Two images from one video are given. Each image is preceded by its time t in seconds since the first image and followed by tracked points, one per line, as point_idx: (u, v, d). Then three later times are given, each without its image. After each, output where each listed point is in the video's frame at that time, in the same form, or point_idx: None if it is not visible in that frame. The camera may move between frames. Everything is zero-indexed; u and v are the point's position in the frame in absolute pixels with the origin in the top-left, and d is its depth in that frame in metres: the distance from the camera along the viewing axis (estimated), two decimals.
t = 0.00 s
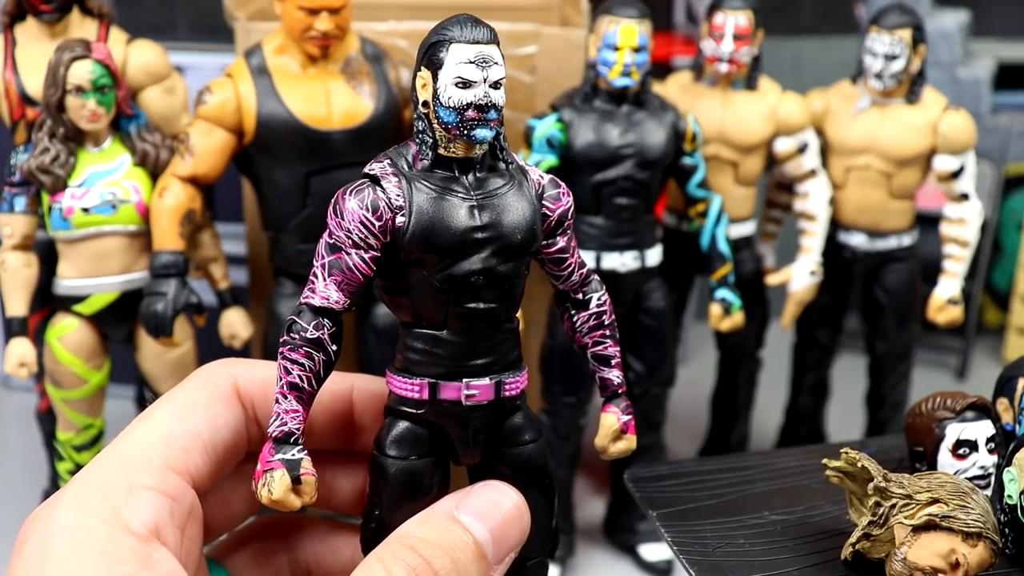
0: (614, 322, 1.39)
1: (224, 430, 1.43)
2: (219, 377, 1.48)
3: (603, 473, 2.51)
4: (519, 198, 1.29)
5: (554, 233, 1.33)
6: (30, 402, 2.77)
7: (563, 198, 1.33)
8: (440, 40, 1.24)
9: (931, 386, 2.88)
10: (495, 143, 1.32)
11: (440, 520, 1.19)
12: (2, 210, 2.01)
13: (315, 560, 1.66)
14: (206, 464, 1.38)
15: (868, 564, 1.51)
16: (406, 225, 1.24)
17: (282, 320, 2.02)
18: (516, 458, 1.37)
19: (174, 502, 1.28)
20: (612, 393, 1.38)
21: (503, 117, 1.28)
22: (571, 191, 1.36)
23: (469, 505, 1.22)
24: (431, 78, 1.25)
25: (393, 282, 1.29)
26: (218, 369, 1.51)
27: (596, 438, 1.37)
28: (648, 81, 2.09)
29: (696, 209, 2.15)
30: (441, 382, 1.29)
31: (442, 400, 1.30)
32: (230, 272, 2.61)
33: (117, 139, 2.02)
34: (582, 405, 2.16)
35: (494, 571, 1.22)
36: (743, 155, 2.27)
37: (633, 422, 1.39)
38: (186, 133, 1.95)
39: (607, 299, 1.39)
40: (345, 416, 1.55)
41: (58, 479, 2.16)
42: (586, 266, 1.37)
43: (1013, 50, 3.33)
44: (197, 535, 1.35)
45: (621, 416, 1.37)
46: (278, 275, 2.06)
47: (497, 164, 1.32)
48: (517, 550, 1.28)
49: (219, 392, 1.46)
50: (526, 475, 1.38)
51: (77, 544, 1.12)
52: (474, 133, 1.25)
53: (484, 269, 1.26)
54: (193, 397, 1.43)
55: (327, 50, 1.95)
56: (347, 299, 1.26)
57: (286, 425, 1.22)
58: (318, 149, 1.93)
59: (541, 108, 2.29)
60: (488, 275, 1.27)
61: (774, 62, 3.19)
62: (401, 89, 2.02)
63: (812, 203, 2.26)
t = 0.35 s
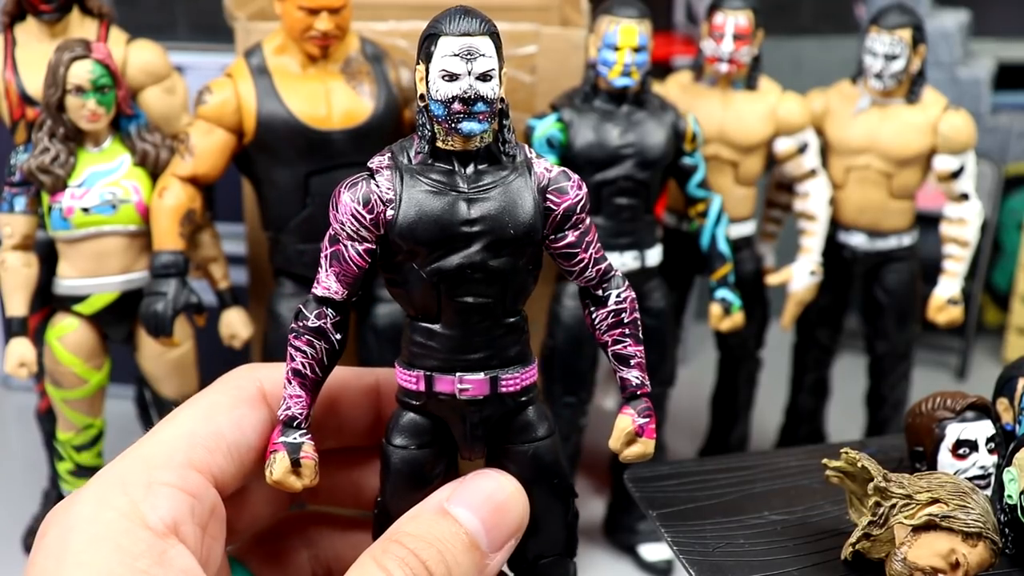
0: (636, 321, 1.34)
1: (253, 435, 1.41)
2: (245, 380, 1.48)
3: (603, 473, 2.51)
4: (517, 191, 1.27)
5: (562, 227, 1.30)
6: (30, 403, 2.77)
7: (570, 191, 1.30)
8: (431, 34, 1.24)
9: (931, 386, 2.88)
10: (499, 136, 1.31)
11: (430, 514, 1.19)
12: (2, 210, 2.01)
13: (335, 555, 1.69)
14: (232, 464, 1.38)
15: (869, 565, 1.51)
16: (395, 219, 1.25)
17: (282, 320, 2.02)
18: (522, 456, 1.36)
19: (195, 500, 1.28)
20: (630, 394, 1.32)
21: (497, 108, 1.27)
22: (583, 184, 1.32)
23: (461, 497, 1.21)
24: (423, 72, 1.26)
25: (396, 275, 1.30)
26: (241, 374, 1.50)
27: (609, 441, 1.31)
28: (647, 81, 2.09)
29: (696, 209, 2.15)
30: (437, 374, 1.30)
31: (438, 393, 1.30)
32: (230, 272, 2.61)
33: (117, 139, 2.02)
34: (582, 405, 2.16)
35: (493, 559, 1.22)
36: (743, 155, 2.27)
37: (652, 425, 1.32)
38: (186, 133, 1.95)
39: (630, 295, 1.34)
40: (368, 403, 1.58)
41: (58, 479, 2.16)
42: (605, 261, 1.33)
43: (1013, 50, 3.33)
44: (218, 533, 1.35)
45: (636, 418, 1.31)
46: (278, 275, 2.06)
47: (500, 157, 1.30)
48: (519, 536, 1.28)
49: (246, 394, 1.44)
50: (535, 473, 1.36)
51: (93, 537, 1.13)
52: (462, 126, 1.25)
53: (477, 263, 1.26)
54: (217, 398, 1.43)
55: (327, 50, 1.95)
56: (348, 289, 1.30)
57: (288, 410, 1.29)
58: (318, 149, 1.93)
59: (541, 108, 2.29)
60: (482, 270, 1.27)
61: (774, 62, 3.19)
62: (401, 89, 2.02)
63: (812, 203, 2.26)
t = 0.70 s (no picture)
0: (650, 336, 1.31)
1: (264, 441, 1.41)
2: (258, 388, 1.47)
3: (602, 473, 2.51)
4: (526, 202, 1.26)
5: (574, 240, 1.28)
6: (30, 402, 2.77)
7: (583, 203, 1.27)
8: (442, 42, 1.25)
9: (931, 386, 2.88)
10: (512, 145, 1.30)
11: (431, 526, 1.19)
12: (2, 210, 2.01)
13: (343, 561, 1.69)
14: (243, 472, 1.38)
15: (869, 564, 1.51)
16: (402, 227, 1.26)
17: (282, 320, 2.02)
18: (528, 468, 1.35)
19: (203, 505, 1.29)
20: (641, 410, 1.30)
21: (507, 117, 1.27)
22: (599, 196, 1.29)
23: (464, 509, 1.21)
24: (434, 80, 1.27)
25: (406, 283, 1.31)
26: (254, 382, 1.50)
27: (618, 457, 1.29)
28: (648, 81, 2.08)
29: (696, 209, 2.15)
30: (442, 384, 1.30)
31: (443, 403, 1.31)
32: (230, 272, 2.61)
33: (117, 139, 2.02)
34: (582, 405, 2.16)
35: (496, 570, 1.22)
36: (743, 155, 2.27)
37: (663, 443, 1.29)
38: (185, 133, 1.95)
39: (644, 309, 1.31)
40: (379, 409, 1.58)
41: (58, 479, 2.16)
42: (619, 274, 1.30)
43: (1013, 50, 3.33)
44: (229, 539, 1.35)
45: (646, 435, 1.28)
46: (278, 275, 2.06)
47: (512, 167, 1.29)
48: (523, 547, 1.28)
49: (258, 401, 1.44)
50: (541, 485, 1.35)
51: (102, 540, 1.14)
52: (469, 136, 1.25)
53: (483, 274, 1.26)
54: (230, 405, 1.42)
55: (327, 50, 1.95)
56: (357, 296, 1.32)
57: (298, 414, 1.32)
58: (318, 149, 1.93)
59: (541, 108, 2.29)
60: (489, 280, 1.26)
61: (774, 62, 3.19)
62: (401, 89, 2.02)
63: (812, 203, 2.26)
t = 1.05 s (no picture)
0: (644, 337, 1.31)
1: (264, 444, 1.41)
2: (259, 390, 1.47)
3: (602, 473, 2.51)
4: (517, 205, 1.26)
5: (565, 242, 1.28)
6: (30, 403, 2.77)
7: (574, 205, 1.27)
8: (431, 47, 1.26)
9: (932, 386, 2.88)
10: (503, 148, 1.30)
11: (425, 529, 1.19)
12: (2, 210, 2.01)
13: (345, 563, 1.70)
14: (242, 473, 1.38)
15: (868, 565, 1.51)
16: (394, 231, 1.26)
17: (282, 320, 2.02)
18: (523, 471, 1.35)
19: (203, 506, 1.29)
20: (636, 412, 1.30)
21: (496, 121, 1.27)
22: (591, 198, 1.29)
23: (458, 511, 1.21)
24: (424, 86, 1.27)
25: (399, 286, 1.31)
26: (257, 385, 1.49)
27: (613, 460, 1.28)
28: (647, 82, 2.09)
29: (695, 209, 2.15)
30: (435, 387, 1.31)
31: (436, 405, 1.31)
32: (230, 272, 2.61)
33: (117, 139, 2.02)
34: (582, 405, 2.16)
35: (490, 573, 1.22)
36: (743, 156, 2.27)
37: (658, 445, 1.28)
38: (185, 133, 1.96)
39: (639, 311, 1.32)
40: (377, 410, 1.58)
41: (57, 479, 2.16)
42: (612, 276, 1.30)
43: (1014, 50, 3.34)
44: (228, 540, 1.35)
45: (640, 437, 1.28)
46: (278, 275, 2.06)
47: (503, 171, 1.30)
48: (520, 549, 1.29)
49: (258, 404, 1.43)
50: (537, 488, 1.35)
51: (102, 538, 1.14)
52: (457, 139, 1.25)
53: (473, 276, 1.26)
54: (230, 407, 1.42)
55: (326, 50, 1.95)
56: (351, 299, 1.33)
57: (295, 418, 1.34)
58: (318, 149, 1.93)
59: (540, 108, 2.29)
60: (480, 282, 1.26)
61: (773, 63, 3.19)
62: (401, 90, 2.02)
63: (812, 203, 2.26)
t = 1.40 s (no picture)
0: (638, 340, 1.30)
1: (243, 429, 1.43)
2: (232, 376, 1.48)
3: (603, 472, 2.51)
4: (504, 207, 1.26)
5: (554, 244, 1.28)
6: (31, 401, 2.77)
7: (561, 207, 1.27)
8: (417, 53, 1.27)
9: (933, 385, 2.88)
10: (493, 151, 1.31)
11: (419, 531, 1.19)
12: (2, 209, 2.01)
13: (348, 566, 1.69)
14: (225, 463, 1.39)
15: (869, 563, 1.51)
16: (382, 233, 1.27)
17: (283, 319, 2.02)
18: (516, 473, 1.34)
19: (191, 502, 1.29)
20: (629, 415, 1.27)
21: (482, 123, 1.27)
22: (581, 200, 1.28)
23: (451, 515, 1.21)
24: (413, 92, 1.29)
25: (392, 287, 1.33)
26: (229, 368, 1.50)
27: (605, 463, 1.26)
28: (648, 80, 2.08)
29: (696, 208, 2.15)
30: (426, 386, 1.31)
31: (428, 405, 1.31)
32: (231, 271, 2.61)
33: (117, 138, 2.02)
34: (583, 404, 2.16)
35: None
36: (744, 155, 2.27)
37: (650, 449, 1.26)
38: (186, 133, 1.95)
39: (633, 314, 1.30)
40: (365, 392, 1.56)
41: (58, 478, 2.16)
42: (605, 278, 1.29)
43: (1014, 49, 3.33)
44: (214, 535, 1.36)
45: (631, 440, 1.25)
46: (278, 274, 2.06)
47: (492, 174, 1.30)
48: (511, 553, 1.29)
49: (234, 392, 1.45)
50: (530, 490, 1.34)
51: (95, 541, 1.14)
52: (441, 142, 1.26)
53: (459, 277, 1.26)
54: (208, 397, 1.44)
55: (327, 50, 1.95)
56: (348, 300, 1.34)
57: (295, 416, 1.34)
58: (318, 148, 1.93)
59: (541, 107, 2.28)
60: (467, 284, 1.26)
61: (774, 62, 3.19)
62: (401, 89, 2.02)
63: (813, 202, 2.26)
